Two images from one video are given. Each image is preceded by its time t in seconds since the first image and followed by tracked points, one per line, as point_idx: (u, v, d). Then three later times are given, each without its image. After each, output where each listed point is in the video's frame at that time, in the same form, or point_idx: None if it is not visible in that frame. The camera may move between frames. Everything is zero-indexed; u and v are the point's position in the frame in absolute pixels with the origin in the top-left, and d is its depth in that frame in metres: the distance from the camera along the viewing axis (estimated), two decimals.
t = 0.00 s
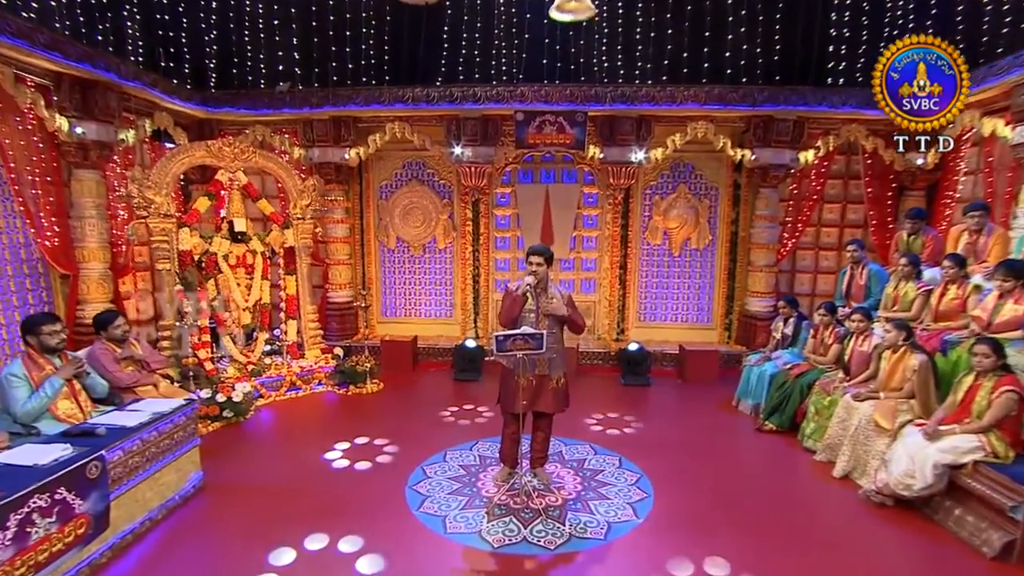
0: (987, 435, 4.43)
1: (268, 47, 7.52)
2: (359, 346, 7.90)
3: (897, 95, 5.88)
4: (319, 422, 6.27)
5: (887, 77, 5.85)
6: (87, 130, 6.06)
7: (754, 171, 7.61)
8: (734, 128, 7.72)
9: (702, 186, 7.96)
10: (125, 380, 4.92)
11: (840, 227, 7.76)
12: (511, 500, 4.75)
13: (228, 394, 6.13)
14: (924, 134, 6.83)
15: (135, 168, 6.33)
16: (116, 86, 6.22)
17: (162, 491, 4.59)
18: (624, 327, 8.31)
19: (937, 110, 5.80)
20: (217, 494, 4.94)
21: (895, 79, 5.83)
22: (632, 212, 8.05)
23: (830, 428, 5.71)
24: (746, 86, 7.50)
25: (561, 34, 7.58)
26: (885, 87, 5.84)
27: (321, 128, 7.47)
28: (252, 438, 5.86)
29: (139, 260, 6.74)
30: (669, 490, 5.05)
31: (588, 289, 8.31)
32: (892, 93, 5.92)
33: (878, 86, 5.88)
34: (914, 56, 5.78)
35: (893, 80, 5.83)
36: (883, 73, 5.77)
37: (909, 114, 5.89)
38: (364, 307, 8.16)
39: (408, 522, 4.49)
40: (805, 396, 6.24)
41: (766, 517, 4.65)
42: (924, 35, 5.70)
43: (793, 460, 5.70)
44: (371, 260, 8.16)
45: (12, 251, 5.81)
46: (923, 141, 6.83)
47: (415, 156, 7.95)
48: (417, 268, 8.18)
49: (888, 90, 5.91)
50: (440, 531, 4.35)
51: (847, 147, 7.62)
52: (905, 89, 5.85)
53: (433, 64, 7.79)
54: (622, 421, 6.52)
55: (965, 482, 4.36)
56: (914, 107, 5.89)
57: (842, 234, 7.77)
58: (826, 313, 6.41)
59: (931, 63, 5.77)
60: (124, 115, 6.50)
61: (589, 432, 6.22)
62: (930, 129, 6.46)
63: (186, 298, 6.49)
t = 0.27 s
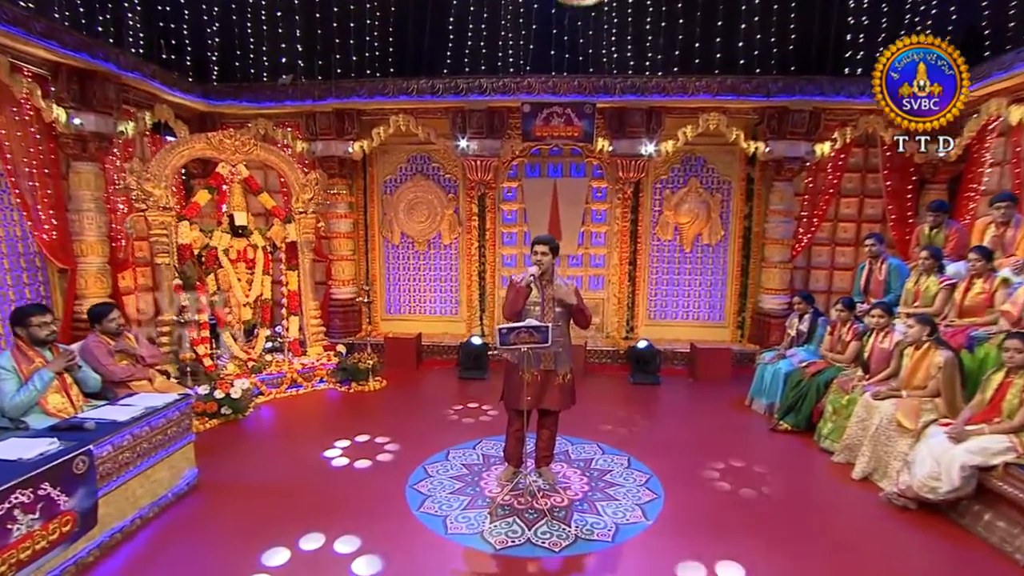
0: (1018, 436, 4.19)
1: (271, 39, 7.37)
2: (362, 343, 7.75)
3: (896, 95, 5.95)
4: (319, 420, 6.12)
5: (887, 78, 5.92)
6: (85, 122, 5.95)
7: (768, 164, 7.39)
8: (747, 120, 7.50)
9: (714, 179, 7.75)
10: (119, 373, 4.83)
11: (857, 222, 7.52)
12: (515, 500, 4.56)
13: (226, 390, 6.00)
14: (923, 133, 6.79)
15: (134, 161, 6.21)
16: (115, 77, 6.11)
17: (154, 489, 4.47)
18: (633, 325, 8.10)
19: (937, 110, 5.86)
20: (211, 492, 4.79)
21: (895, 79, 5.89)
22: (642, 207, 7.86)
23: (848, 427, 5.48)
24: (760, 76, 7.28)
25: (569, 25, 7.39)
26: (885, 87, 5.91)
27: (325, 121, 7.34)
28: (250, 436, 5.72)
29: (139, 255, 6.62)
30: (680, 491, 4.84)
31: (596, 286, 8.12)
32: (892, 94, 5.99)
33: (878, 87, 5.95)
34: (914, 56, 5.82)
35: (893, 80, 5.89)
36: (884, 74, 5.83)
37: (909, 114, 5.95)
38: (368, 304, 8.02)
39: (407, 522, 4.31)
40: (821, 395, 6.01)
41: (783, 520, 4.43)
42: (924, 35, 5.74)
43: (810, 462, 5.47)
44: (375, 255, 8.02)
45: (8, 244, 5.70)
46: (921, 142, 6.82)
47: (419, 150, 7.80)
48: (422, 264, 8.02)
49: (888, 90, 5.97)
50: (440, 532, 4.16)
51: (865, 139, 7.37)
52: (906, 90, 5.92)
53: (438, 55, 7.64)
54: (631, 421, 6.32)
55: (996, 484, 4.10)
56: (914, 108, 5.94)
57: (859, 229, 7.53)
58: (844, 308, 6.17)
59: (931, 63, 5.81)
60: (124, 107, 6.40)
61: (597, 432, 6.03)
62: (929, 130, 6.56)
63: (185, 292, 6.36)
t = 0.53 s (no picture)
0: None
1: (274, 32, 7.20)
2: (364, 341, 7.62)
3: (896, 95, 5.73)
4: (319, 418, 6.00)
5: (887, 77, 5.70)
6: (83, 114, 5.85)
7: (780, 158, 7.20)
8: (758, 113, 7.33)
9: (725, 174, 7.57)
10: (114, 368, 4.73)
11: (872, 217, 7.31)
12: (518, 500, 4.41)
13: (224, 387, 5.89)
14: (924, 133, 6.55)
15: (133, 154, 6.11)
16: (113, 69, 6.01)
17: (147, 486, 4.40)
18: (642, 323, 7.93)
19: (937, 110, 5.67)
20: (207, 492, 4.68)
21: (895, 79, 5.68)
22: (650, 202, 7.69)
23: (864, 427, 5.29)
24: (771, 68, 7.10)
25: (576, 16, 7.15)
26: (885, 87, 5.68)
27: (327, 114, 7.23)
28: (249, 434, 5.60)
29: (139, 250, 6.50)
30: (689, 492, 4.67)
31: (604, 283, 7.97)
32: (891, 94, 5.77)
33: (878, 87, 5.72)
34: (913, 56, 5.65)
35: (893, 80, 5.67)
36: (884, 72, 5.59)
37: (908, 114, 5.74)
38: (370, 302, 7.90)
39: (406, 522, 4.17)
40: (836, 394, 5.83)
41: (795, 522, 4.26)
42: (924, 34, 5.57)
43: (824, 462, 5.29)
44: (378, 252, 7.90)
45: (5, 238, 5.61)
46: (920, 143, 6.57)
47: (423, 144, 7.67)
48: (426, 260, 7.89)
49: (887, 91, 5.76)
50: (440, 532, 4.02)
51: (880, 131, 7.20)
52: (906, 90, 5.70)
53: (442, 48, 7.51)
54: (640, 420, 6.15)
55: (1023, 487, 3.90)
56: (914, 108, 5.73)
57: (875, 224, 7.31)
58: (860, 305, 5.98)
59: (931, 62, 5.64)
60: (123, 100, 6.29)
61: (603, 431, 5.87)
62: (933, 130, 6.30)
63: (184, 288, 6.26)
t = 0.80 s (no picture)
0: None
1: (276, 23, 7.09)
2: (367, 338, 7.48)
3: (896, 95, 5.68)
4: (319, 416, 5.87)
5: (887, 77, 5.67)
6: (80, 105, 5.75)
7: (794, 150, 6.99)
8: (772, 103, 7.11)
9: (737, 167, 7.36)
10: (106, 363, 4.72)
11: (890, 211, 7.07)
12: (520, 500, 4.25)
13: (222, 383, 5.77)
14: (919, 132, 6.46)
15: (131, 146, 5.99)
16: (112, 60, 5.90)
17: (137, 483, 4.32)
18: (651, 321, 7.74)
19: (937, 110, 5.63)
20: (202, 491, 4.56)
21: (895, 79, 5.65)
22: (660, 197, 7.50)
23: (883, 427, 5.07)
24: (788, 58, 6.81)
25: (583, 6, 7.02)
26: (884, 86, 5.67)
27: (329, 107, 7.10)
28: (247, 432, 5.48)
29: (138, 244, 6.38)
30: (699, 493, 4.49)
31: (612, 280, 7.77)
32: (891, 94, 5.73)
33: (878, 86, 5.68)
34: (915, 56, 5.61)
35: (894, 80, 5.64)
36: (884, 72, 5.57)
37: (909, 114, 5.69)
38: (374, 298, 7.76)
39: (404, 522, 4.03)
40: (853, 393, 5.62)
41: (810, 524, 4.07)
42: (924, 34, 5.56)
43: (840, 463, 5.08)
44: (382, 248, 7.77)
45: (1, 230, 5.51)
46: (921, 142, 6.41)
47: (428, 138, 7.53)
48: (430, 256, 7.75)
49: (887, 90, 5.73)
50: (438, 532, 3.88)
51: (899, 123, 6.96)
52: (905, 90, 5.65)
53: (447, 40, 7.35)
54: (648, 419, 5.96)
55: None
56: (915, 107, 5.68)
57: (893, 219, 7.07)
58: (879, 300, 5.75)
59: (931, 62, 5.61)
60: (121, 92, 6.18)
61: (611, 430, 5.69)
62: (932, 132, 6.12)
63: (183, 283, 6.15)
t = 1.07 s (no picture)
0: None
1: (278, 15, 6.89)
2: (370, 336, 7.33)
3: (896, 95, 5.53)
4: (320, 414, 5.73)
5: (886, 77, 5.51)
6: (76, 96, 5.64)
7: (810, 142, 6.76)
8: (787, 94, 6.88)
9: (750, 160, 7.14)
10: (98, 357, 4.61)
11: (910, 206, 6.82)
12: (523, 501, 4.10)
13: (220, 380, 5.64)
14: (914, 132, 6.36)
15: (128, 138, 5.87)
16: (109, 50, 5.79)
17: (127, 481, 4.23)
18: (660, 319, 7.55)
19: (938, 111, 5.47)
20: (196, 491, 4.44)
21: (895, 79, 5.49)
22: (671, 191, 7.30)
23: (904, 428, 4.84)
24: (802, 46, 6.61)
25: None
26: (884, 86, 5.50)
27: (332, 99, 6.95)
28: (245, 431, 5.35)
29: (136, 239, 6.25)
30: (710, 494, 4.31)
31: (621, 277, 7.57)
32: (891, 94, 5.58)
33: (877, 86, 5.53)
34: (914, 57, 5.47)
35: (893, 80, 5.49)
36: (885, 71, 5.42)
37: (908, 115, 5.54)
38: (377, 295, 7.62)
39: (401, 523, 3.89)
40: (872, 392, 5.40)
41: (825, 528, 3.88)
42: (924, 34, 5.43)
43: (858, 465, 4.88)
44: (385, 244, 7.62)
45: None
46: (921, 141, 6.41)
47: (432, 131, 7.37)
48: (434, 252, 7.60)
49: (887, 90, 5.57)
50: (437, 533, 3.73)
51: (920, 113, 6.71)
52: (905, 90, 5.51)
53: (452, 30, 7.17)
54: (657, 419, 5.77)
55: None
56: (914, 108, 5.54)
57: (913, 214, 6.82)
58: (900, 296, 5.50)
59: (931, 63, 5.46)
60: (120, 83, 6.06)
61: (619, 430, 5.51)
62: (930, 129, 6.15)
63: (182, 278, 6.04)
